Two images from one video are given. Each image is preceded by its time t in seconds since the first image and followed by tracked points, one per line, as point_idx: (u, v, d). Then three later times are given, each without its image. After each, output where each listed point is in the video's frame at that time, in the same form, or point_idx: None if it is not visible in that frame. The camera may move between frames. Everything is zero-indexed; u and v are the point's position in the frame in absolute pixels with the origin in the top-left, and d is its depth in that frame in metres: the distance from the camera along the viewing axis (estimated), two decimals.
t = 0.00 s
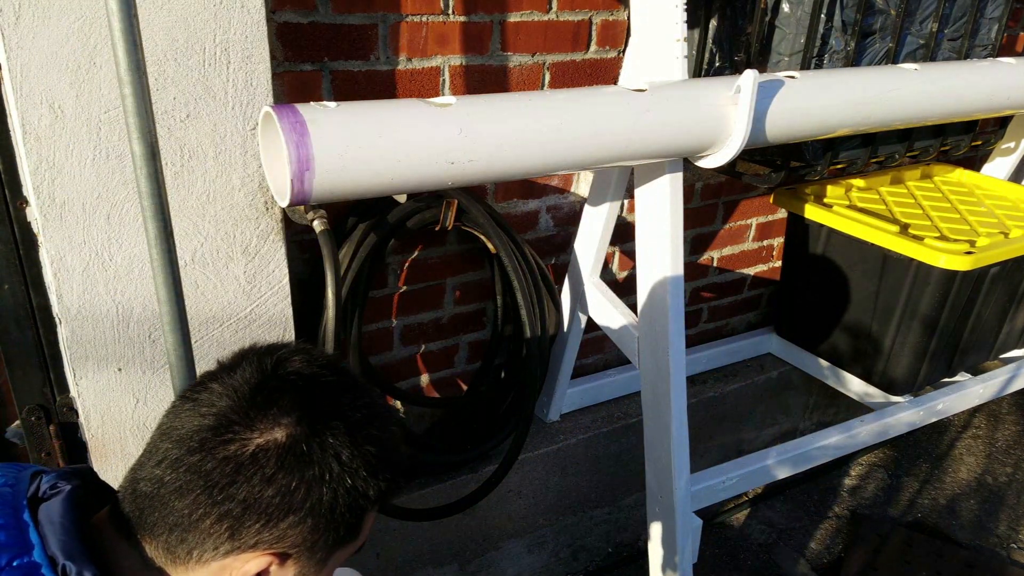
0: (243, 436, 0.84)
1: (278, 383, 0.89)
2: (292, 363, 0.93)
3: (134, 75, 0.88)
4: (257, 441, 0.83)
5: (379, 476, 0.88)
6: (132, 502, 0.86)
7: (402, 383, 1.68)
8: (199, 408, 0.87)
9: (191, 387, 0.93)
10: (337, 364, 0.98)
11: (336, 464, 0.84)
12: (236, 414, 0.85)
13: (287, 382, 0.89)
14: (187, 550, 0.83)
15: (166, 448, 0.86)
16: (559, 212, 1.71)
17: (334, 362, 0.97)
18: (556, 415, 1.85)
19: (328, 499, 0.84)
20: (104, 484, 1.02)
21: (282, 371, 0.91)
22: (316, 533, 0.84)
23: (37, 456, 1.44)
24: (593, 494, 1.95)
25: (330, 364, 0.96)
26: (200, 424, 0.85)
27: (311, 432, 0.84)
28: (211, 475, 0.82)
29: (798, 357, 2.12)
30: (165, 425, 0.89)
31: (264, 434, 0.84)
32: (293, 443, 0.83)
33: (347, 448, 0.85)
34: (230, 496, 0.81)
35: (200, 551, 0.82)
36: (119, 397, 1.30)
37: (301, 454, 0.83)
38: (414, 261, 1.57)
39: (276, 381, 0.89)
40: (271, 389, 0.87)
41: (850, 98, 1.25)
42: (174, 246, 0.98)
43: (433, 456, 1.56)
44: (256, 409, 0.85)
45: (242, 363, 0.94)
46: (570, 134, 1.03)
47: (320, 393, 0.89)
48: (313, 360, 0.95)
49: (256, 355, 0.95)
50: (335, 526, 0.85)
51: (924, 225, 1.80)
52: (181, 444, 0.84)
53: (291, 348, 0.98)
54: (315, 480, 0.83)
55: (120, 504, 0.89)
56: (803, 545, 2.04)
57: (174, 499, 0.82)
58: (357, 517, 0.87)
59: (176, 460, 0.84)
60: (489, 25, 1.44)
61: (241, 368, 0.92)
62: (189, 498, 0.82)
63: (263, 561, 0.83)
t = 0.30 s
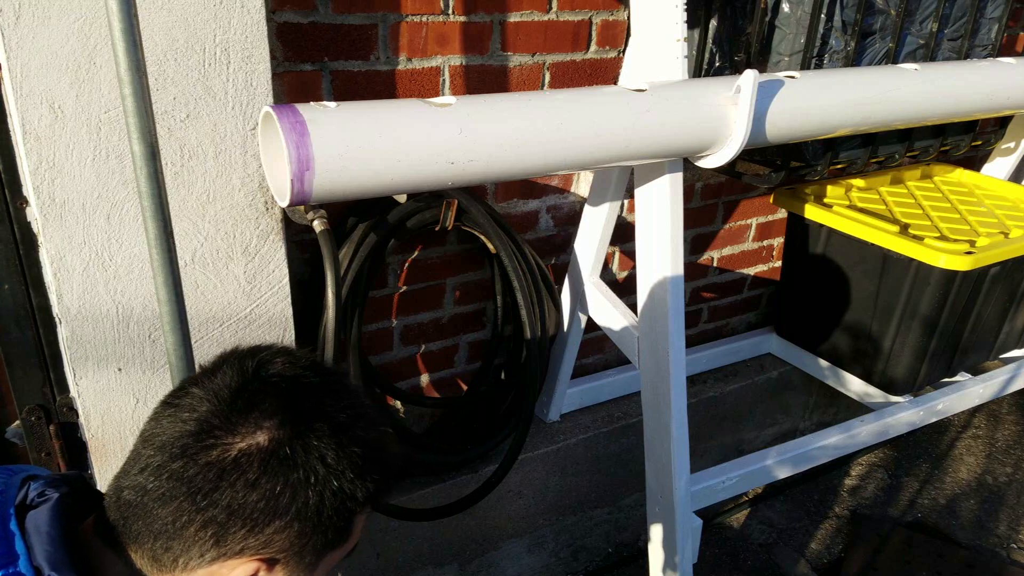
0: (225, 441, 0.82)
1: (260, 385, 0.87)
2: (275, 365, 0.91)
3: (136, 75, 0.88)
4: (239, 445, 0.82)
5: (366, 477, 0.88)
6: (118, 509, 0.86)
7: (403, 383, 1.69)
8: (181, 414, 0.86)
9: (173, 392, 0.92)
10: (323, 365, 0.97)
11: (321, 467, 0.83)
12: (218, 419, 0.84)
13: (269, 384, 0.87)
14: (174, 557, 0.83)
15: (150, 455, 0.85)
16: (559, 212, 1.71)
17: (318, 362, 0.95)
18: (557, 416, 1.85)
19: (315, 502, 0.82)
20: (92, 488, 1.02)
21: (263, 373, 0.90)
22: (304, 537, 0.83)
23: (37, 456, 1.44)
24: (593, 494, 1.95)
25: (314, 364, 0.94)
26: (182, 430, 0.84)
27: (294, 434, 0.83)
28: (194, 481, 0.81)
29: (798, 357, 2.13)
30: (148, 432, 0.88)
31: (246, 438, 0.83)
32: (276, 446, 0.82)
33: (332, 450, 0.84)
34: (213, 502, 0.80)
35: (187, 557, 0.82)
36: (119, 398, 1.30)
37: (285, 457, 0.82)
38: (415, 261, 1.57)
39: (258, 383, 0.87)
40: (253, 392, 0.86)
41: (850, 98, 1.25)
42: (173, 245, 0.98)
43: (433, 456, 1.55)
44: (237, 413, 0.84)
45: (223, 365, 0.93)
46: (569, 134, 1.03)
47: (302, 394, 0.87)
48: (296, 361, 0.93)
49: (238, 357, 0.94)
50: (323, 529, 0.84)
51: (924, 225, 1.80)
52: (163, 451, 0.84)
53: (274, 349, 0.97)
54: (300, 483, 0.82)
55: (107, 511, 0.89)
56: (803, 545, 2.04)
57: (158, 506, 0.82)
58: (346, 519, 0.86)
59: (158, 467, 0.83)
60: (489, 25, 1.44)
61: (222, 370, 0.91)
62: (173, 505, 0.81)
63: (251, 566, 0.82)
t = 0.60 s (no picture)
0: (203, 448, 0.80)
1: (238, 391, 0.85)
2: (253, 370, 0.89)
3: (138, 76, 0.88)
4: (217, 452, 0.80)
5: (350, 481, 0.85)
6: (101, 518, 0.85)
7: (403, 383, 1.69)
8: (159, 421, 0.84)
9: (153, 399, 0.90)
10: (302, 367, 0.94)
11: (302, 472, 0.80)
12: (195, 426, 0.82)
13: (247, 389, 0.85)
14: (157, 566, 0.81)
15: (130, 464, 0.84)
16: (559, 212, 1.71)
17: (297, 365, 0.93)
18: (557, 416, 1.85)
19: (297, 508, 0.80)
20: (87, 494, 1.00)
21: (241, 378, 0.87)
22: (287, 543, 0.81)
23: (37, 457, 1.44)
24: (593, 494, 1.95)
25: (294, 367, 0.92)
26: (160, 437, 0.82)
27: (273, 439, 0.81)
28: (174, 489, 0.80)
29: (798, 357, 2.13)
30: (128, 441, 0.86)
31: (225, 444, 0.81)
32: (254, 452, 0.80)
33: (312, 454, 0.81)
34: (193, 510, 0.79)
35: (170, 566, 0.80)
36: (120, 398, 1.30)
37: (264, 463, 0.80)
38: (415, 261, 1.57)
39: (236, 389, 0.85)
40: (230, 397, 0.84)
41: (850, 98, 1.25)
42: (172, 245, 0.98)
43: (434, 455, 1.55)
44: (215, 420, 0.82)
45: (201, 371, 0.90)
46: (569, 134, 1.03)
47: (281, 398, 0.85)
48: (275, 366, 0.91)
49: (217, 362, 0.92)
50: (306, 535, 0.81)
51: (924, 225, 1.80)
52: (142, 459, 0.82)
53: (253, 354, 0.94)
54: (281, 489, 0.80)
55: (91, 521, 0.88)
56: (803, 545, 2.04)
57: (138, 515, 0.80)
58: (331, 525, 0.83)
59: (138, 475, 0.82)
60: (489, 25, 1.44)
61: (200, 376, 0.89)
62: (153, 514, 0.80)
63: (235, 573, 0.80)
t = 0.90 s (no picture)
0: (186, 449, 0.80)
1: (220, 391, 0.85)
2: (235, 370, 0.88)
3: (138, 77, 0.88)
4: (200, 452, 0.80)
5: (336, 478, 0.84)
6: (86, 521, 0.85)
7: (403, 383, 1.69)
8: (143, 423, 0.84)
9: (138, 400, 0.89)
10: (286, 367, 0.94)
11: (286, 471, 0.80)
12: (178, 427, 0.81)
13: (229, 388, 0.85)
14: (143, 567, 0.81)
15: (114, 466, 0.83)
16: (559, 212, 1.71)
17: (280, 364, 0.92)
18: (556, 416, 1.85)
19: (282, 507, 0.80)
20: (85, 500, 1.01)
21: (224, 377, 0.87)
22: (274, 543, 0.80)
23: (37, 456, 1.44)
24: (593, 494, 1.95)
25: (277, 367, 0.91)
26: (143, 439, 0.82)
27: (256, 439, 0.81)
28: (157, 490, 0.79)
29: (798, 357, 2.13)
30: (112, 444, 0.86)
31: (207, 445, 0.80)
32: (237, 452, 0.80)
33: (297, 453, 0.81)
34: (177, 511, 0.78)
35: (156, 568, 0.80)
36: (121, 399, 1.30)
37: (246, 463, 0.79)
38: (415, 261, 1.57)
39: (218, 389, 0.85)
40: (212, 397, 0.83)
41: (850, 98, 1.25)
42: (172, 245, 0.98)
43: (434, 456, 1.55)
44: (197, 420, 0.81)
45: (184, 373, 0.90)
46: (569, 133, 1.03)
47: (265, 397, 0.85)
48: (258, 365, 0.90)
49: (200, 362, 0.91)
50: (293, 534, 0.81)
51: (924, 225, 1.80)
52: (126, 461, 0.82)
53: (236, 354, 0.94)
54: (265, 488, 0.79)
55: (76, 525, 0.88)
56: (803, 545, 2.04)
57: (123, 517, 0.80)
58: (318, 523, 0.83)
59: (121, 478, 0.81)
60: (489, 25, 1.44)
61: (183, 377, 0.89)
62: (137, 515, 0.79)
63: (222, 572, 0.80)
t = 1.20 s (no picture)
0: (158, 433, 0.79)
1: (189, 373, 0.83)
2: (206, 354, 0.86)
3: (137, 77, 0.88)
4: (172, 435, 0.78)
5: (312, 459, 0.82)
6: (64, 511, 0.83)
7: (403, 383, 1.69)
8: (116, 409, 0.82)
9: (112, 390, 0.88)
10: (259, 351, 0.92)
11: (260, 453, 0.78)
12: (149, 411, 0.80)
13: (200, 372, 0.83)
14: (121, 554, 0.79)
15: (88, 454, 0.82)
16: (559, 212, 1.71)
17: (252, 348, 0.90)
18: (556, 416, 1.85)
19: (258, 488, 0.78)
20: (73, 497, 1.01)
21: (195, 361, 0.85)
22: (251, 525, 0.78)
23: (38, 457, 1.45)
24: (593, 494, 1.95)
25: (249, 352, 0.89)
26: (114, 425, 0.80)
27: (228, 420, 0.79)
28: (130, 475, 0.78)
29: (798, 357, 2.12)
30: (87, 432, 0.85)
31: (180, 427, 0.79)
32: (209, 434, 0.78)
33: (270, 433, 0.79)
34: (151, 494, 0.77)
35: (134, 554, 0.78)
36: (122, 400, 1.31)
37: (218, 444, 0.77)
38: (415, 261, 1.57)
39: (189, 372, 0.83)
40: (184, 381, 0.81)
41: (849, 98, 1.25)
42: (171, 245, 0.98)
43: (434, 456, 1.55)
44: (167, 403, 0.80)
45: (155, 358, 0.88)
46: (568, 133, 1.03)
47: (236, 379, 0.83)
48: (230, 349, 0.88)
49: (172, 347, 0.89)
50: (271, 516, 0.79)
51: (923, 224, 1.80)
52: (99, 448, 0.80)
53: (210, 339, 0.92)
54: (239, 469, 0.77)
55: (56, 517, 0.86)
56: (803, 545, 2.04)
57: (99, 503, 0.79)
58: (296, 504, 0.81)
59: (96, 465, 0.80)
60: (489, 25, 1.44)
61: (154, 362, 0.87)
62: (112, 501, 0.78)
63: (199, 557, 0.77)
